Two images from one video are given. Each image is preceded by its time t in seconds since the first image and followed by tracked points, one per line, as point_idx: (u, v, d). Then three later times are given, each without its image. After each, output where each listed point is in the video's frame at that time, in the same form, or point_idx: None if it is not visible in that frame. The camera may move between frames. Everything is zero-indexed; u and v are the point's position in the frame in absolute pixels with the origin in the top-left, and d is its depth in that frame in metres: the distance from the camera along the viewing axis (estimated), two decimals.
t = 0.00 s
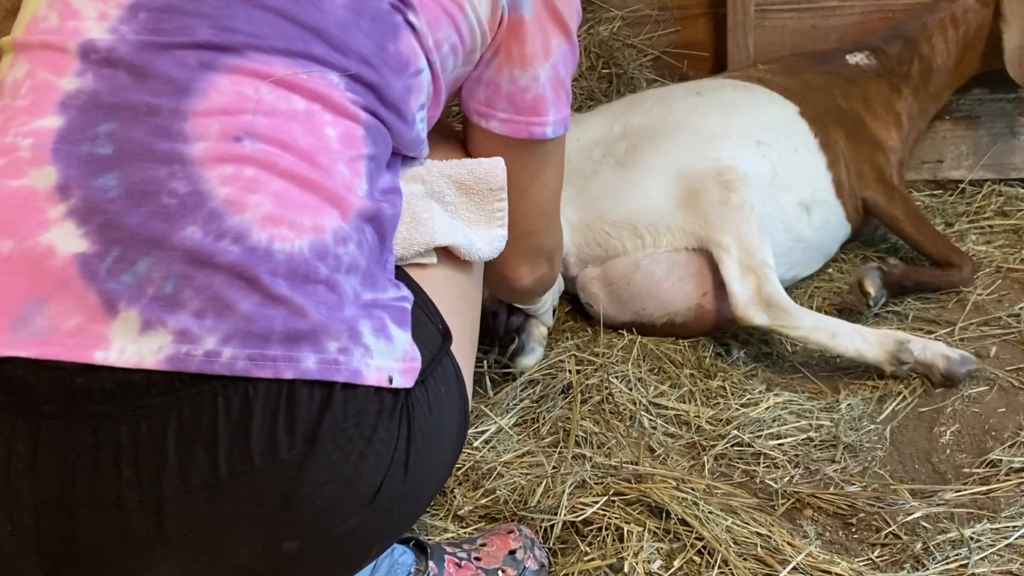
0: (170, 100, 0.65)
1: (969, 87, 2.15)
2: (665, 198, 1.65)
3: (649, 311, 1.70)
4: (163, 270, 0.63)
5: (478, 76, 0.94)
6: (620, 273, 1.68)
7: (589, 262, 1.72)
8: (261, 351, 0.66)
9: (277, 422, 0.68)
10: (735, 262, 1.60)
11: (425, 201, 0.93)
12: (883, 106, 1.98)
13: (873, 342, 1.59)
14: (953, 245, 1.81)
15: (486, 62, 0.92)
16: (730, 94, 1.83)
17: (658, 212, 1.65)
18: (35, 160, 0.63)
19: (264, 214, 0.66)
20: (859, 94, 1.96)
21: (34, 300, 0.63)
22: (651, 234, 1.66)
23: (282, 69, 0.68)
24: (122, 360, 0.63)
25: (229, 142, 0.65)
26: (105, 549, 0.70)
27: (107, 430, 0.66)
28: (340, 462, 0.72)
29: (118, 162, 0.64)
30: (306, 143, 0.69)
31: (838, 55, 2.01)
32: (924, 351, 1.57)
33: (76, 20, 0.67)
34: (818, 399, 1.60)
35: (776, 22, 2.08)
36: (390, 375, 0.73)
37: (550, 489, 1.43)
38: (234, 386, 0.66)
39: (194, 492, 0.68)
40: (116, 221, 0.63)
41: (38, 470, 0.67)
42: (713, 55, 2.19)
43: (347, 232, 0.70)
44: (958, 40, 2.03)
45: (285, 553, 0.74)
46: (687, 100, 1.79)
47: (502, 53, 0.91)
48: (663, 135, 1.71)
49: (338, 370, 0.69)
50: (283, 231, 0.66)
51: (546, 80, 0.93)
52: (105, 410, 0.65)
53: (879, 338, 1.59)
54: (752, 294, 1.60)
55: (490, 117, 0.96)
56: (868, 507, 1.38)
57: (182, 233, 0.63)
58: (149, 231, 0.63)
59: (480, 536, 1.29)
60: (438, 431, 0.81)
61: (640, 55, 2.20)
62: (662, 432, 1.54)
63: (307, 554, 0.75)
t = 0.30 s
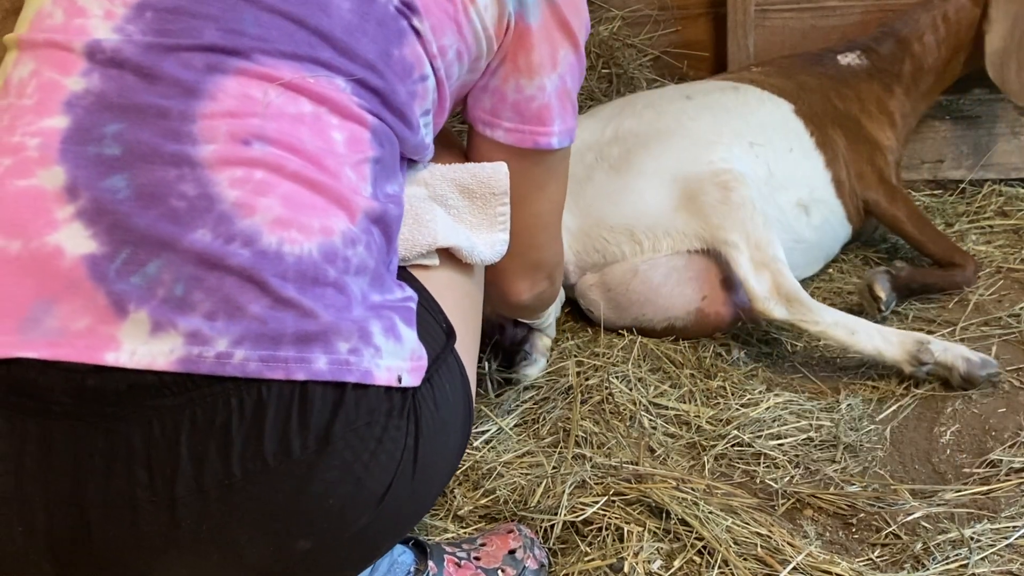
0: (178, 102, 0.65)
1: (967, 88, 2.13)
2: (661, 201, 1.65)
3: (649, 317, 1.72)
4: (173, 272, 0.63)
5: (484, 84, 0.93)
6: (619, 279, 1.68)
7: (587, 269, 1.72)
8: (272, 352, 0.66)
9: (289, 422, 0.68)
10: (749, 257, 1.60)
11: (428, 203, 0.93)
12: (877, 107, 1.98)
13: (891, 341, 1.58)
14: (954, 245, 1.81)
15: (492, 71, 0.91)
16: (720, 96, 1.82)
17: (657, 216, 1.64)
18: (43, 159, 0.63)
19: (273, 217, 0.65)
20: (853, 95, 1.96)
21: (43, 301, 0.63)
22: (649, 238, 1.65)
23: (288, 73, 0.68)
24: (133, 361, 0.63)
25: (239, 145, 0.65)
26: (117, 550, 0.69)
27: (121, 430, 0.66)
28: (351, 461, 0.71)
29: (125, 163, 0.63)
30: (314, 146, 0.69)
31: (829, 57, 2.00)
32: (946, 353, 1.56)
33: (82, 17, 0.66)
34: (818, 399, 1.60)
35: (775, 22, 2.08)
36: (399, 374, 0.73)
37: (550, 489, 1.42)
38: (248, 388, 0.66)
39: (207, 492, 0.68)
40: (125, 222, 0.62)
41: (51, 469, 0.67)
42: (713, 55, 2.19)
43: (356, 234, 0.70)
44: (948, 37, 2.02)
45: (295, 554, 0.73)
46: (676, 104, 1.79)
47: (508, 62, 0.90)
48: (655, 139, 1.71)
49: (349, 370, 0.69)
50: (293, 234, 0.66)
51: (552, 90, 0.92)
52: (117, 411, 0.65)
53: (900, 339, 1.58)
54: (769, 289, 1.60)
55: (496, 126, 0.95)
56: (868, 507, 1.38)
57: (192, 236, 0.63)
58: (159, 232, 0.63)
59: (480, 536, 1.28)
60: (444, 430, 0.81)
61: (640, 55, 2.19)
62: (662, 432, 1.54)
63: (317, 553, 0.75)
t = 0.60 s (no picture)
0: (186, 105, 0.64)
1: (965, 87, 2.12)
2: (659, 200, 1.64)
3: (647, 314, 1.71)
4: (176, 278, 0.63)
5: (501, 92, 0.92)
6: (617, 277, 1.67)
7: (585, 266, 1.71)
8: (273, 361, 0.65)
9: (288, 433, 0.68)
10: (749, 252, 1.61)
11: (433, 211, 0.92)
12: (878, 106, 1.98)
13: (891, 337, 1.59)
14: (957, 245, 1.81)
15: (510, 78, 0.91)
16: (717, 97, 1.82)
17: (655, 213, 1.64)
18: (48, 161, 0.63)
19: (276, 225, 0.65)
20: (854, 95, 1.96)
21: (45, 303, 0.63)
22: (648, 235, 1.65)
23: (296, 78, 0.67)
24: (134, 366, 0.63)
25: (244, 150, 0.65)
26: (116, 553, 0.69)
27: (120, 436, 0.65)
28: (351, 471, 0.71)
29: (131, 166, 0.63)
30: (321, 153, 0.69)
31: (829, 57, 2.00)
32: (946, 350, 1.56)
33: (91, 18, 0.66)
34: (818, 399, 1.60)
35: (775, 22, 2.08)
36: (400, 384, 0.73)
37: (550, 490, 1.42)
38: (248, 396, 0.66)
39: (205, 499, 0.67)
40: (130, 226, 0.62)
41: (49, 473, 0.66)
42: (713, 55, 2.19)
43: (360, 242, 0.70)
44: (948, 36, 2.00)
45: (292, 561, 0.73)
46: (674, 105, 1.79)
47: (526, 69, 0.90)
48: (653, 138, 1.70)
49: (350, 380, 0.69)
50: (296, 242, 0.66)
51: (570, 96, 0.91)
52: (119, 415, 0.65)
53: (901, 335, 1.59)
54: (771, 283, 1.61)
55: (516, 134, 0.94)
56: (868, 507, 1.38)
57: (194, 242, 0.63)
58: (161, 239, 0.62)
59: (480, 536, 1.28)
60: (444, 437, 0.81)
61: (640, 55, 2.19)
62: (662, 432, 1.54)
63: (316, 561, 0.74)
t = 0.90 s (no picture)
0: (188, 104, 0.64)
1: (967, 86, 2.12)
2: (660, 187, 1.65)
3: (639, 298, 1.69)
4: (177, 277, 0.63)
5: (500, 94, 0.92)
6: (615, 259, 1.67)
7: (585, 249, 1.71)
8: (275, 361, 0.65)
9: (290, 433, 0.68)
10: (753, 240, 1.60)
11: (433, 212, 0.92)
12: (891, 105, 1.98)
13: (893, 331, 1.58)
14: (961, 244, 1.81)
15: (509, 82, 0.90)
16: (722, 88, 1.83)
17: (656, 201, 1.64)
18: (50, 160, 0.63)
19: (277, 224, 0.65)
20: (865, 94, 1.96)
21: (46, 302, 0.62)
22: (648, 221, 1.65)
23: (297, 76, 0.67)
24: (135, 365, 0.63)
25: (246, 149, 0.65)
26: (116, 554, 0.69)
27: (121, 435, 0.65)
28: (353, 471, 0.71)
29: (133, 165, 0.63)
30: (323, 151, 0.68)
31: (840, 57, 2.01)
32: (947, 348, 1.56)
33: (93, 18, 0.66)
34: (818, 399, 1.60)
35: (776, 22, 2.08)
36: (401, 385, 0.73)
37: (550, 490, 1.42)
38: (249, 396, 0.66)
39: (207, 498, 0.67)
40: (131, 226, 0.62)
41: (51, 473, 0.66)
42: (712, 54, 2.19)
43: (361, 242, 0.70)
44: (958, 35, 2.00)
45: (293, 562, 0.73)
46: (678, 94, 1.80)
47: (526, 74, 0.89)
48: (655, 128, 1.71)
49: (351, 380, 0.68)
50: (297, 242, 0.66)
51: (567, 100, 0.91)
52: (120, 415, 0.65)
53: (902, 330, 1.58)
54: (777, 269, 1.60)
55: (514, 134, 0.93)
56: (868, 507, 1.37)
57: (195, 242, 0.63)
58: (162, 238, 0.62)
59: (479, 537, 1.28)
60: (446, 437, 0.81)
61: (640, 55, 2.19)
62: (662, 432, 1.54)
63: (317, 562, 0.74)
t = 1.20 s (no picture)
0: (194, 100, 0.64)
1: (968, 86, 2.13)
2: (660, 189, 1.64)
3: (643, 304, 1.70)
4: (184, 271, 0.62)
5: (500, 96, 0.90)
6: (616, 265, 1.66)
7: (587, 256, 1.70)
8: (281, 355, 0.65)
9: (296, 427, 0.68)
10: (751, 245, 1.59)
11: (434, 210, 0.92)
12: (883, 105, 1.99)
13: (893, 335, 1.57)
14: (960, 245, 1.81)
15: (508, 85, 0.89)
16: (721, 89, 1.84)
17: (655, 205, 1.63)
18: (56, 155, 0.63)
19: (284, 219, 0.65)
20: (859, 95, 1.97)
21: (52, 296, 0.62)
22: (648, 227, 1.64)
23: (304, 73, 0.67)
24: (141, 360, 0.63)
25: (253, 145, 0.64)
26: (121, 548, 0.69)
27: (128, 428, 0.65)
28: (358, 465, 0.71)
29: (140, 160, 0.63)
30: (329, 147, 0.68)
31: (836, 57, 2.01)
32: (947, 351, 1.55)
33: (99, 14, 0.66)
34: (818, 399, 1.60)
35: (775, 21, 2.08)
36: (406, 379, 0.73)
37: (551, 490, 1.42)
38: (256, 389, 0.66)
39: (213, 490, 0.67)
40: (138, 219, 0.62)
41: (57, 467, 0.66)
42: (713, 54, 2.19)
43: (367, 237, 0.70)
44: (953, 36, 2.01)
45: (299, 555, 0.73)
46: (676, 96, 1.80)
47: (526, 77, 0.88)
48: (653, 131, 1.71)
49: (357, 373, 0.68)
50: (304, 237, 0.66)
51: (565, 103, 0.90)
52: (126, 408, 0.65)
53: (902, 333, 1.57)
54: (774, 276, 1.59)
55: (510, 140, 0.92)
56: (868, 507, 1.37)
57: (202, 236, 0.63)
58: (169, 231, 0.62)
59: (479, 537, 1.28)
60: (449, 431, 0.81)
61: (640, 54, 2.19)
62: (662, 432, 1.54)
63: (321, 556, 0.74)
